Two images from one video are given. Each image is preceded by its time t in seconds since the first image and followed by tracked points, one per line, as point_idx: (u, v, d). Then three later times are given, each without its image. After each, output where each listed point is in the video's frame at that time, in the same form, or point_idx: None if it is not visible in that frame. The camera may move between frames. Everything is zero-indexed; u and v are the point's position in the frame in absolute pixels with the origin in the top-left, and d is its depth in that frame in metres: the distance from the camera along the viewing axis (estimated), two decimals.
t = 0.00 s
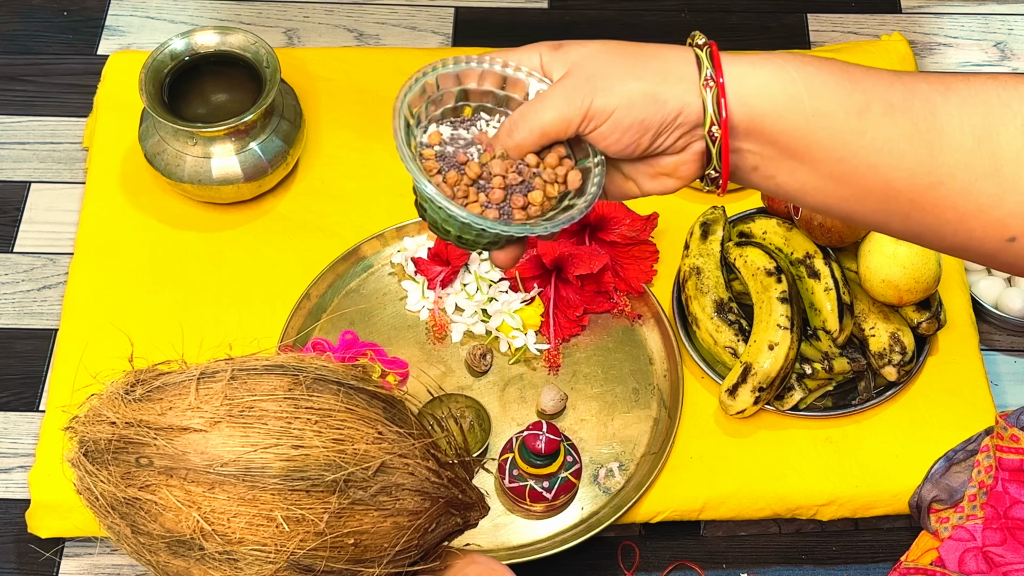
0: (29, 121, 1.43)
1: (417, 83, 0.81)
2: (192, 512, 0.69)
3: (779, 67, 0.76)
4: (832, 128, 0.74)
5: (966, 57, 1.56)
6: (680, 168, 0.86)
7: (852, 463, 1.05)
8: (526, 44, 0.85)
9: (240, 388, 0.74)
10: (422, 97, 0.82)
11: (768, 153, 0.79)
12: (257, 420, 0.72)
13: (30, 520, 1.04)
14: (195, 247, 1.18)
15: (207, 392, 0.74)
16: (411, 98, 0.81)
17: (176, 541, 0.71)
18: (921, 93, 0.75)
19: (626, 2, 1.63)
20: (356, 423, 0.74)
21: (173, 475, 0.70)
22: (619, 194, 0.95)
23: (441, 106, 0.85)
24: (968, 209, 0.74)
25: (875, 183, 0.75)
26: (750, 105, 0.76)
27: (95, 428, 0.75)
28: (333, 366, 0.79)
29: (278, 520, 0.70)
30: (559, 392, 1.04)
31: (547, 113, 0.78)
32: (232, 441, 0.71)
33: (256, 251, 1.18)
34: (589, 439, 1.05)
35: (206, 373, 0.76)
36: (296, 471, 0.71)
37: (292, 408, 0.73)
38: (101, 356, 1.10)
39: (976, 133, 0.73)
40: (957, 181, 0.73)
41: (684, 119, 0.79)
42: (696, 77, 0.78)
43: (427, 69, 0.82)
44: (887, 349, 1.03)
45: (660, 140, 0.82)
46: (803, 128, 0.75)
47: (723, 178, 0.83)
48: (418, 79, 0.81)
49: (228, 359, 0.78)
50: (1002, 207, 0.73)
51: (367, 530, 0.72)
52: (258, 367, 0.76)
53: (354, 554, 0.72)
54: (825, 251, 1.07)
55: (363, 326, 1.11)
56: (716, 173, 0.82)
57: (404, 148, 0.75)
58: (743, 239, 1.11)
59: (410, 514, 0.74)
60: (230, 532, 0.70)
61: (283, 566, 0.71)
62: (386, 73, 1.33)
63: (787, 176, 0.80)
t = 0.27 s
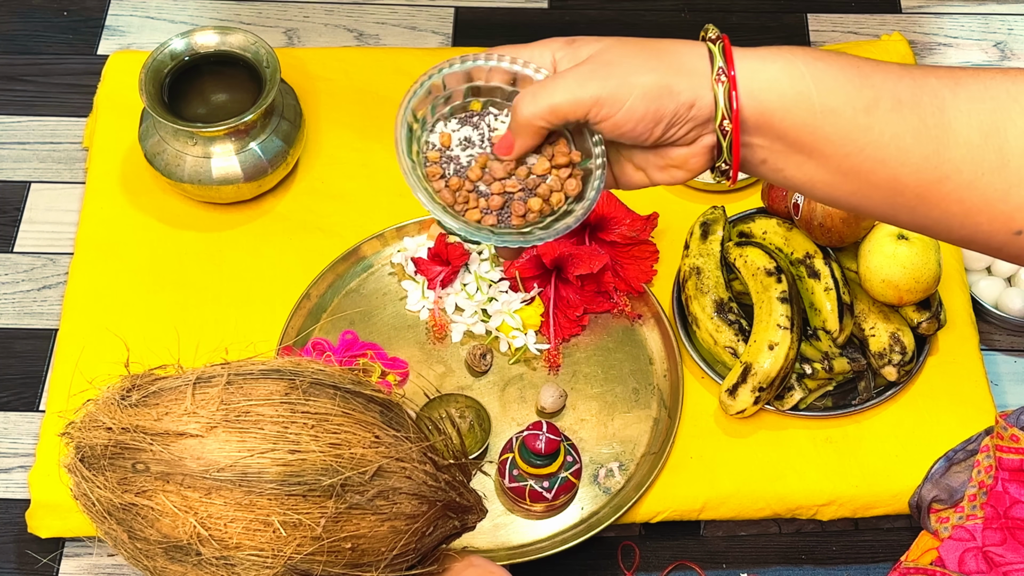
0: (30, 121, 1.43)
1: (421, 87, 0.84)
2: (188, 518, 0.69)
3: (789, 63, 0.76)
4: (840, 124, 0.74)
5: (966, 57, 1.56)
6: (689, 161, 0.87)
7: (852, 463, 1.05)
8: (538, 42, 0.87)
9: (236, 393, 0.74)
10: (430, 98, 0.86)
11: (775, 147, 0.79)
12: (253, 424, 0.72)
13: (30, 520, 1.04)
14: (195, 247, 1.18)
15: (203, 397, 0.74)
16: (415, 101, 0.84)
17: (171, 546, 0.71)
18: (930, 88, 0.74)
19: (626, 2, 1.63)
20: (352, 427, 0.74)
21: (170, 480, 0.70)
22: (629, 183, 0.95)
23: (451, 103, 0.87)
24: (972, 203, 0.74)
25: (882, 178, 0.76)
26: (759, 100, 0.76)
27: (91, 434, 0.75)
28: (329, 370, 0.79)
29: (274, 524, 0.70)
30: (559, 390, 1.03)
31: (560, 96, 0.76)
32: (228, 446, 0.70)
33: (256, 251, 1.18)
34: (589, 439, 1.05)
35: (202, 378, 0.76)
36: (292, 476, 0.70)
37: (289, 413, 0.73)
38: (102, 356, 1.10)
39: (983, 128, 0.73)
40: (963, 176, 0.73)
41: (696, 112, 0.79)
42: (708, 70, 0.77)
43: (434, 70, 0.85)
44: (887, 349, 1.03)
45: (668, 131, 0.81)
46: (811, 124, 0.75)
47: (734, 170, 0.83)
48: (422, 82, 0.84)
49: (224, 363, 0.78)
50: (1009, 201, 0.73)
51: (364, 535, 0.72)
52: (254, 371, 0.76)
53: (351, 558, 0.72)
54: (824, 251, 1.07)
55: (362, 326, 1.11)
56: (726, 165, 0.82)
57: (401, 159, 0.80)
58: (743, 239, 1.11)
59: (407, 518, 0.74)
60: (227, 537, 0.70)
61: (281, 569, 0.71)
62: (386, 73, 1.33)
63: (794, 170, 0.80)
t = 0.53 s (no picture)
0: (29, 121, 1.43)
1: (435, 89, 0.83)
2: (189, 516, 0.69)
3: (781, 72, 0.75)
4: (834, 131, 0.74)
5: (967, 57, 1.56)
6: (685, 166, 0.87)
7: (852, 463, 1.05)
8: (542, 43, 0.86)
9: (236, 392, 0.74)
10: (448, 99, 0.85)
11: (770, 152, 0.80)
12: (253, 423, 0.72)
13: (30, 519, 1.04)
14: (195, 246, 1.18)
15: (204, 396, 0.74)
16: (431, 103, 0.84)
17: (172, 544, 0.71)
18: (925, 92, 0.74)
19: (626, 2, 1.63)
20: (352, 426, 0.74)
21: (170, 479, 0.70)
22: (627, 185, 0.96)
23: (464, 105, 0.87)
24: (969, 205, 0.74)
25: (877, 182, 0.76)
26: (752, 109, 0.76)
27: (91, 433, 0.75)
28: (330, 369, 0.79)
29: (274, 523, 0.70)
30: (559, 391, 1.04)
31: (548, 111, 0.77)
32: (228, 445, 0.70)
33: (256, 251, 1.18)
34: (588, 439, 1.05)
35: (201, 377, 0.76)
36: (293, 475, 0.70)
37: (289, 412, 0.73)
38: (102, 355, 1.10)
39: (977, 132, 0.72)
40: (958, 180, 0.73)
41: (687, 123, 0.79)
42: (700, 81, 0.77)
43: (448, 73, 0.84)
44: (887, 349, 1.03)
45: (660, 140, 0.82)
46: (805, 131, 0.75)
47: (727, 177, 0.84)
48: (437, 84, 0.83)
49: (224, 363, 0.78)
50: (1004, 204, 0.73)
51: (364, 534, 0.72)
52: (254, 371, 0.76)
53: (351, 557, 0.72)
54: (825, 251, 1.07)
55: (362, 326, 1.11)
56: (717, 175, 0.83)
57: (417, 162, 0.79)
58: (743, 239, 1.11)
59: (407, 517, 0.74)
60: (227, 536, 0.70)
61: (282, 568, 0.71)
62: (386, 73, 1.33)
63: (789, 173, 0.81)
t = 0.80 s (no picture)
0: (29, 121, 1.43)
1: (428, 74, 0.84)
2: (187, 520, 0.70)
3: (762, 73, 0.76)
4: (815, 131, 0.75)
5: (966, 57, 1.56)
6: (666, 163, 0.87)
7: (852, 463, 1.05)
8: (534, 33, 0.86)
9: (234, 395, 0.74)
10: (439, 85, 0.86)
11: (754, 152, 0.80)
12: (251, 426, 0.72)
13: (30, 520, 1.04)
14: (195, 246, 1.18)
15: (202, 399, 0.74)
16: (423, 88, 0.84)
17: (171, 547, 0.71)
18: (907, 93, 0.74)
19: (626, 2, 1.63)
20: (350, 429, 0.74)
21: (168, 483, 0.70)
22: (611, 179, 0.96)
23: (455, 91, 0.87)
24: (955, 205, 0.74)
25: (859, 183, 0.76)
26: (733, 109, 0.77)
27: (89, 436, 0.75)
28: (328, 372, 0.79)
29: (273, 526, 0.70)
30: (560, 390, 1.04)
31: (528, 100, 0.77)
32: (226, 448, 0.70)
33: (256, 251, 1.18)
34: (589, 439, 1.05)
35: (200, 379, 0.75)
36: (291, 478, 0.70)
37: (287, 415, 0.73)
38: (101, 355, 1.10)
39: (959, 133, 0.72)
40: (940, 181, 0.73)
41: (668, 121, 0.79)
42: (682, 80, 0.78)
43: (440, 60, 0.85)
44: (887, 349, 1.03)
45: (638, 138, 0.82)
46: (787, 131, 0.76)
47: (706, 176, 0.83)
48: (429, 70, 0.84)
49: (222, 364, 0.78)
50: (987, 205, 0.73)
51: (362, 536, 0.72)
52: (252, 373, 0.76)
53: (350, 560, 0.72)
54: (824, 251, 1.07)
55: (363, 326, 1.11)
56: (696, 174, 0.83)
57: (410, 146, 0.81)
58: (743, 239, 1.11)
59: (406, 519, 0.74)
60: (226, 539, 0.70)
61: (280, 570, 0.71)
62: (386, 73, 1.33)
63: (773, 173, 0.81)
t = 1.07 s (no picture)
0: (30, 121, 1.43)
1: (413, 53, 0.84)
2: (181, 526, 0.69)
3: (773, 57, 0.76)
4: (824, 117, 0.75)
5: (966, 57, 1.56)
6: (671, 146, 0.88)
7: (852, 463, 1.05)
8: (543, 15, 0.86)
9: (227, 401, 0.74)
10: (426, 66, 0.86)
11: (759, 138, 0.80)
12: (244, 432, 0.72)
13: (30, 520, 1.04)
14: (195, 247, 1.18)
15: (195, 406, 0.74)
16: (406, 68, 0.85)
17: (165, 555, 0.71)
18: (915, 82, 0.74)
19: (626, 2, 1.63)
20: (344, 433, 0.74)
21: (162, 490, 0.70)
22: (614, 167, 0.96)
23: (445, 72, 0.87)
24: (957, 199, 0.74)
25: (864, 170, 0.76)
26: (743, 92, 0.76)
27: (83, 444, 0.75)
28: (322, 377, 0.79)
29: (267, 532, 0.70)
30: (560, 390, 1.04)
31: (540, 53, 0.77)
32: (219, 454, 0.71)
33: (255, 251, 1.18)
34: (588, 439, 1.05)
35: (193, 387, 0.76)
36: (285, 483, 0.70)
37: (280, 420, 0.73)
38: (101, 355, 1.10)
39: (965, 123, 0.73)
40: (945, 171, 0.73)
41: (678, 97, 0.79)
42: (694, 59, 0.78)
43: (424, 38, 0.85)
44: (887, 349, 1.03)
45: (648, 110, 0.81)
46: (795, 116, 0.76)
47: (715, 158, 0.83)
48: (414, 49, 0.84)
49: (215, 370, 0.78)
50: (991, 195, 0.73)
51: (357, 541, 0.72)
52: (245, 379, 0.76)
53: (345, 565, 0.72)
54: (824, 251, 1.07)
55: (363, 326, 1.11)
56: (707, 153, 0.82)
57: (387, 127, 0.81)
58: (743, 239, 1.11)
59: (401, 523, 0.74)
60: (220, 545, 0.70)
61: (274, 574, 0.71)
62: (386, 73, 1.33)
63: (777, 160, 0.80)
